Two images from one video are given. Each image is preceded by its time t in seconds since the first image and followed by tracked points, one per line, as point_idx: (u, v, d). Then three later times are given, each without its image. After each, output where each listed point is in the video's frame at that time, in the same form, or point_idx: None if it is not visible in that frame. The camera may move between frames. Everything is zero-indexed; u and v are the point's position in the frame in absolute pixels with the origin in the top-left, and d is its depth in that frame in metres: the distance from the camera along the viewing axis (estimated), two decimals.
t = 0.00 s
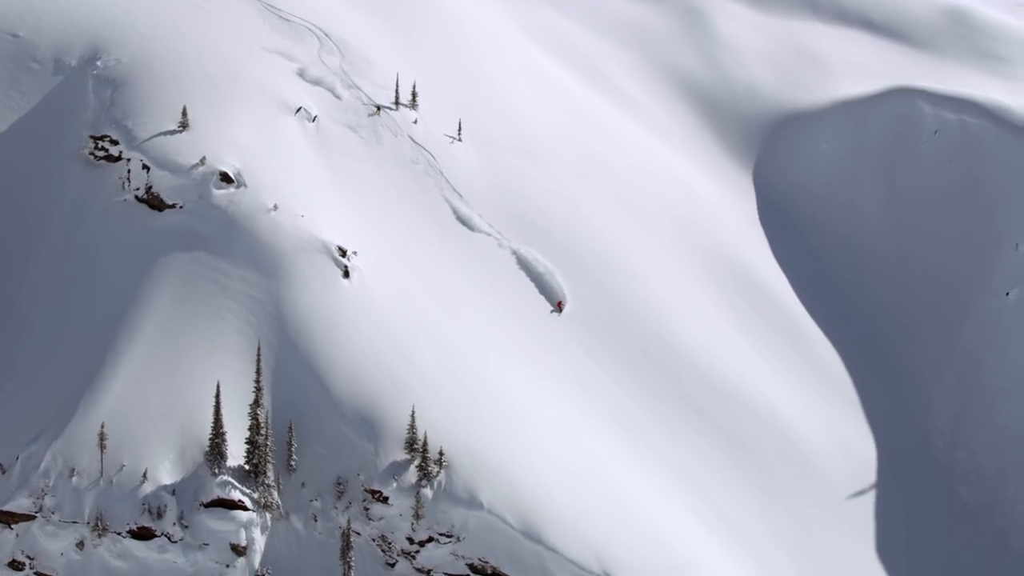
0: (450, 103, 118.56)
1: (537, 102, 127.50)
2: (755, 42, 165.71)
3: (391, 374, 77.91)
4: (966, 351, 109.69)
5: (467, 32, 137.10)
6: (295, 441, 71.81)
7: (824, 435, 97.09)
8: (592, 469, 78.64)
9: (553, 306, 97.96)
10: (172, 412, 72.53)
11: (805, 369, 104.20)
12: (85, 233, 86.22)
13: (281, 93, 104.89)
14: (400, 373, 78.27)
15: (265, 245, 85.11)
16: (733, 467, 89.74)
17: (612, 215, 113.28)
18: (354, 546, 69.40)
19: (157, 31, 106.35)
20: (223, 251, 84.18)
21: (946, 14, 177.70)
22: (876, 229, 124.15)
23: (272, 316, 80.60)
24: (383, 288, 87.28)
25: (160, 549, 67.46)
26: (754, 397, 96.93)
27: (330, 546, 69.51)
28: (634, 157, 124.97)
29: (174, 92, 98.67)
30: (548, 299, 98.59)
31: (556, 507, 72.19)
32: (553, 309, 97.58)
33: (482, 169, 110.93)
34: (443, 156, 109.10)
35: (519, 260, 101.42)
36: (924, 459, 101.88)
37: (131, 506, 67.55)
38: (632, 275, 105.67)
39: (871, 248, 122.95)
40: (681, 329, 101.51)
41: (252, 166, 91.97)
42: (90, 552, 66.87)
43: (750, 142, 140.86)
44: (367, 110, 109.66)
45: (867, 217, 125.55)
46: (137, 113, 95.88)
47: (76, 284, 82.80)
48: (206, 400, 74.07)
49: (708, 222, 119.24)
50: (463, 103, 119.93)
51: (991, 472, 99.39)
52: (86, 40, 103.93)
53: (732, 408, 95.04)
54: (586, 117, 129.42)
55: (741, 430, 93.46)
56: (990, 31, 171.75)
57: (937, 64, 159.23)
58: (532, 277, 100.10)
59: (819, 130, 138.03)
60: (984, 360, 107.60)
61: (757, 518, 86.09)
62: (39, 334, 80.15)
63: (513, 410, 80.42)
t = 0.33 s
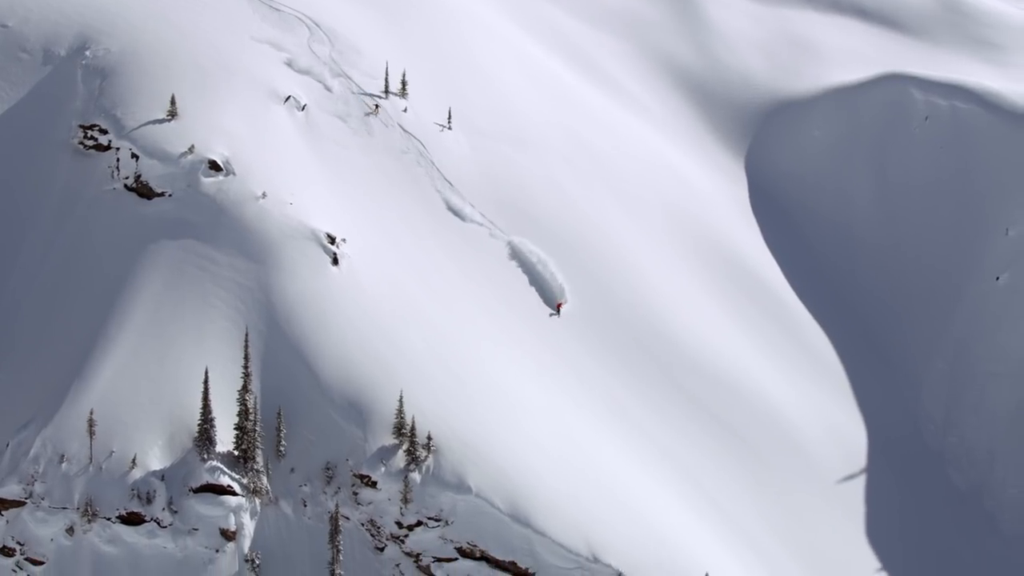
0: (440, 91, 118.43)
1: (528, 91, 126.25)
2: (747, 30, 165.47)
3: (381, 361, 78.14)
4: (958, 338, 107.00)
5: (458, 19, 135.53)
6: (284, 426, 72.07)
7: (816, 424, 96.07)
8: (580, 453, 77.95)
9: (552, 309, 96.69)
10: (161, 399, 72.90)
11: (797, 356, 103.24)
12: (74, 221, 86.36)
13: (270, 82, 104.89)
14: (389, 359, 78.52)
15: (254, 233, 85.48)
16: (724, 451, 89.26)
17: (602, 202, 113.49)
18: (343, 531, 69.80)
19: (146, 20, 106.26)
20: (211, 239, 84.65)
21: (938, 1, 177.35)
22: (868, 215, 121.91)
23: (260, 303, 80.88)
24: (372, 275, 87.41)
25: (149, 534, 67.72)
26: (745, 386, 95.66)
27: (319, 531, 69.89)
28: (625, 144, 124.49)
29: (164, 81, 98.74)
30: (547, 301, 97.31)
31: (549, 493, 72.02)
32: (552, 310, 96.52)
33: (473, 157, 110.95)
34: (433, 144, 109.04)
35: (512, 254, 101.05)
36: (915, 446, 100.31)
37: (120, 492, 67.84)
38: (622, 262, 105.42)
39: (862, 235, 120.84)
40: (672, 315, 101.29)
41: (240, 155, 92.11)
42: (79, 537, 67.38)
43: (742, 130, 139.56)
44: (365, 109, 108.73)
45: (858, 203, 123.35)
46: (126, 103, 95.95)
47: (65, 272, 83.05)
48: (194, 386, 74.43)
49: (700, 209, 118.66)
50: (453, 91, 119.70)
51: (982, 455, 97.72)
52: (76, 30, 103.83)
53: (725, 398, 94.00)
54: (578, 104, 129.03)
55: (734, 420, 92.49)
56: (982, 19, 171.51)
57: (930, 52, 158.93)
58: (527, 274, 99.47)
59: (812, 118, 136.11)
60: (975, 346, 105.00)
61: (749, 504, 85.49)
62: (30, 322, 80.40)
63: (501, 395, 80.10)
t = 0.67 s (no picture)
0: (431, 80, 118.37)
1: (520, 80, 125.96)
2: (740, 19, 165.28)
3: (371, 347, 78.28)
4: (948, 321, 104.62)
5: (450, 8, 135.28)
6: (274, 412, 72.51)
7: (805, 406, 94.73)
8: (571, 439, 77.40)
9: (553, 311, 95.00)
10: (152, 386, 73.17)
11: (789, 339, 102.18)
12: (65, 212, 86.61)
13: (260, 71, 105.02)
14: (379, 344, 78.75)
15: (244, 221, 85.88)
16: (716, 436, 88.68)
17: (594, 189, 113.18)
18: (333, 515, 70.04)
19: (137, 11, 106.30)
20: (201, 227, 84.98)
21: None
22: (860, 201, 120.67)
23: (250, 290, 81.21)
24: (362, 262, 87.51)
25: (140, 520, 68.01)
26: (737, 370, 95.21)
27: (310, 516, 69.99)
28: (618, 131, 124.19)
29: (154, 71, 98.94)
30: (548, 303, 95.64)
31: (536, 478, 71.79)
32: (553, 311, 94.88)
33: (465, 146, 110.85)
34: (424, 133, 109.02)
35: (504, 246, 100.19)
36: (905, 429, 97.63)
37: (111, 478, 68.31)
38: (614, 248, 105.34)
39: (854, 221, 119.26)
40: (665, 301, 101.12)
41: (230, 144, 92.33)
42: (71, 523, 67.52)
43: (735, 117, 139.14)
44: (366, 110, 107.78)
45: (850, 190, 122.30)
46: (116, 93, 96.11)
47: (55, 262, 83.29)
48: (184, 373, 74.68)
49: (693, 196, 117.92)
50: (445, 79, 119.58)
51: (973, 438, 94.99)
52: (66, 22, 103.83)
53: (720, 386, 93.33)
54: (570, 92, 128.75)
55: (727, 404, 91.90)
56: (976, 6, 171.23)
57: (923, 39, 158.65)
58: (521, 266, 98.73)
59: (804, 105, 136.02)
60: (967, 329, 102.53)
61: (742, 490, 84.49)
62: (21, 311, 80.66)
63: (490, 381, 79.90)
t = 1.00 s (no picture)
0: (424, 69, 118.41)
1: (513, 68, 125.88)
2: (735, 6, 164.86)
3: (362, 332, 78.49)
4: (942, 302, 103.73)
5: None
6: (266, 397, 72.99)
7: (798, 389, 93.93)
8: (560, 420, 77.42)
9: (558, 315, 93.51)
10: (144, 372, 73.53)
11: (782, 324, 101.60)
12: (58, 202, 86.94)
13: (252, 61, 105.23)
14: (371, 329, 78.98)
15: (236, 209, 86.18)
16: (710, 420, 87.80)
17: (586, 174, 113.10)
18: (325, 498, 70.44)
19: (128, 3, 106.50)
20: (193, 215, 85.25)
21: None
22: (854, 185, 120.45)
23: (242, 277, 81.51)
24: (353, 249, 87.74)
25: (133, 504, 68.40)
26: (730, 354, 94.84)
27: (302, 499, 70.35)
28: (611, 117, 123.97)
29: (146, 62, 99.23)
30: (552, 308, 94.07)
31: (525, 459, 71.76)
32: (555, 314, 93.36)
33: (457, 134, 110.65)
34: (416, 121, 109.06)
35: (499, 236, 99.82)
36: (898, 411, 96.28)
37: (104, 463, 68.73)
38: (607, 234, 105.06)
39: (848, 205, 118.98)
40: (658, 286, 100.93)
41: (221, 133, 92.54)
42: (64, 508, 67.87)
43: (728, 104, 138.98)
44: (366, 112, 107.01)
45: (844, 173, 122.14)
46: (108, 84, 96.36)
47: (48, 251, 83.61)
48: (176, 359, 74.94)
49: (686, 182, 117.23)
50: (437, 68, 119.57)
51: (965, 419, 92.79)
52: (58, 14, 104.02)
53: (716, 371, 92.80)
54: (564, 79, 128.60)
55: (721, 388, 91.15)
56: None
57: (917, 24, 158.25)
58: (515, 254, 98.57)
59: (799, 91, 135.87)
60: (960, 310, 101.07)
61: (736, 474, 83.36)
62: (15, 300, 81.01)
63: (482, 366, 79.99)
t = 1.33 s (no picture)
0: (418, 57, 118.41)
1: (507, 55, 125.73)
2: None
3: (354, 315, 78.72)
4: (935, 281, 103.60)
5: None
6: (259, 380, 73.45)
7: (792, 369, 93.97)
8: (553, 401, 77.32)
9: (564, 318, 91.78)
10: (137, 357, 73.93)
11: (777, 305, 101.40)
12: (52, 191, 87.37)
13: (245, 50, 105.47)
14: (363, 312, 79.18)
15: (229, 195, 86.56)
16: (703, 399, 87.59)
17: (579, 158, 112.21)
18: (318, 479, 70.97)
19: None
20: (186, 202, 85.68)
21: None
22: (848, 167, 120.54)
23: (234, 263, 81.91)
24: (346, 234, 87.96)
25: (127, 487, 68.80)
26: (725, 337, 94.15)
27: (295, 481, 70.75)
28: (606, 102, 123.60)
29: (138, 51, 99.47)
30: (557, 312, 92.19)
31: (516, 440, 71.90)
32: (562, 316, 91.71)
33: (450, 119, 110.40)
34: (410, 108, 109.20)
35: (495, 222, 99.82)
36: (892, 390, 96.34)
37: (98, 446, 69.16)
38: (602, 219, 104.10)
39: (842, 188, 118.96)
40: (652, 268, 100.30)
41: (214, 121, 92.83)
42: (59, 491, 68.31)
43: (723, 89, 138.85)
44: (371, 114, 106.28)
45: (839, 156, 122.14)
46: (101, 73, 96.66)
47: (42, 239, 83.97)
48: (168, 344, 75.33)
49: (681, 167, 116.16)
50: (431, 55, 119.55)
51: (958, 397, 92.77)
52: (51, 5, 104.37)
53: (712, 352, 92.47)
54: (558, 65, 128.47)
55: (717, 368, 91.10)
56: None
57: (913, 8, 157.73)
58: (510, 239, 98.56)
59: (794, 74, 135.77)
60: (953, 290, 100.93)
61: (731, 456, 82.86)
62: (9, 288, 81.34)
63: (475, 348, 79.98)
